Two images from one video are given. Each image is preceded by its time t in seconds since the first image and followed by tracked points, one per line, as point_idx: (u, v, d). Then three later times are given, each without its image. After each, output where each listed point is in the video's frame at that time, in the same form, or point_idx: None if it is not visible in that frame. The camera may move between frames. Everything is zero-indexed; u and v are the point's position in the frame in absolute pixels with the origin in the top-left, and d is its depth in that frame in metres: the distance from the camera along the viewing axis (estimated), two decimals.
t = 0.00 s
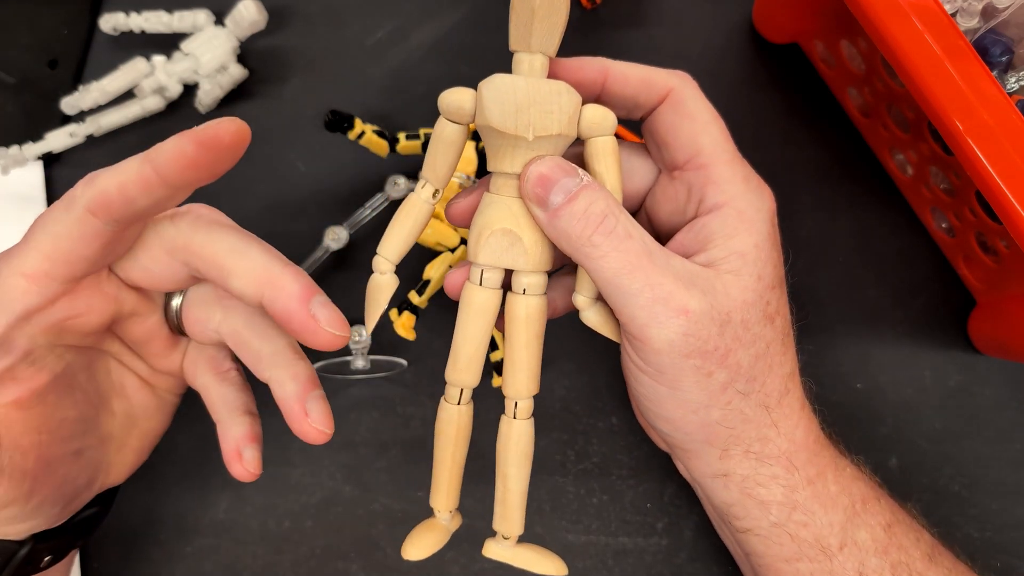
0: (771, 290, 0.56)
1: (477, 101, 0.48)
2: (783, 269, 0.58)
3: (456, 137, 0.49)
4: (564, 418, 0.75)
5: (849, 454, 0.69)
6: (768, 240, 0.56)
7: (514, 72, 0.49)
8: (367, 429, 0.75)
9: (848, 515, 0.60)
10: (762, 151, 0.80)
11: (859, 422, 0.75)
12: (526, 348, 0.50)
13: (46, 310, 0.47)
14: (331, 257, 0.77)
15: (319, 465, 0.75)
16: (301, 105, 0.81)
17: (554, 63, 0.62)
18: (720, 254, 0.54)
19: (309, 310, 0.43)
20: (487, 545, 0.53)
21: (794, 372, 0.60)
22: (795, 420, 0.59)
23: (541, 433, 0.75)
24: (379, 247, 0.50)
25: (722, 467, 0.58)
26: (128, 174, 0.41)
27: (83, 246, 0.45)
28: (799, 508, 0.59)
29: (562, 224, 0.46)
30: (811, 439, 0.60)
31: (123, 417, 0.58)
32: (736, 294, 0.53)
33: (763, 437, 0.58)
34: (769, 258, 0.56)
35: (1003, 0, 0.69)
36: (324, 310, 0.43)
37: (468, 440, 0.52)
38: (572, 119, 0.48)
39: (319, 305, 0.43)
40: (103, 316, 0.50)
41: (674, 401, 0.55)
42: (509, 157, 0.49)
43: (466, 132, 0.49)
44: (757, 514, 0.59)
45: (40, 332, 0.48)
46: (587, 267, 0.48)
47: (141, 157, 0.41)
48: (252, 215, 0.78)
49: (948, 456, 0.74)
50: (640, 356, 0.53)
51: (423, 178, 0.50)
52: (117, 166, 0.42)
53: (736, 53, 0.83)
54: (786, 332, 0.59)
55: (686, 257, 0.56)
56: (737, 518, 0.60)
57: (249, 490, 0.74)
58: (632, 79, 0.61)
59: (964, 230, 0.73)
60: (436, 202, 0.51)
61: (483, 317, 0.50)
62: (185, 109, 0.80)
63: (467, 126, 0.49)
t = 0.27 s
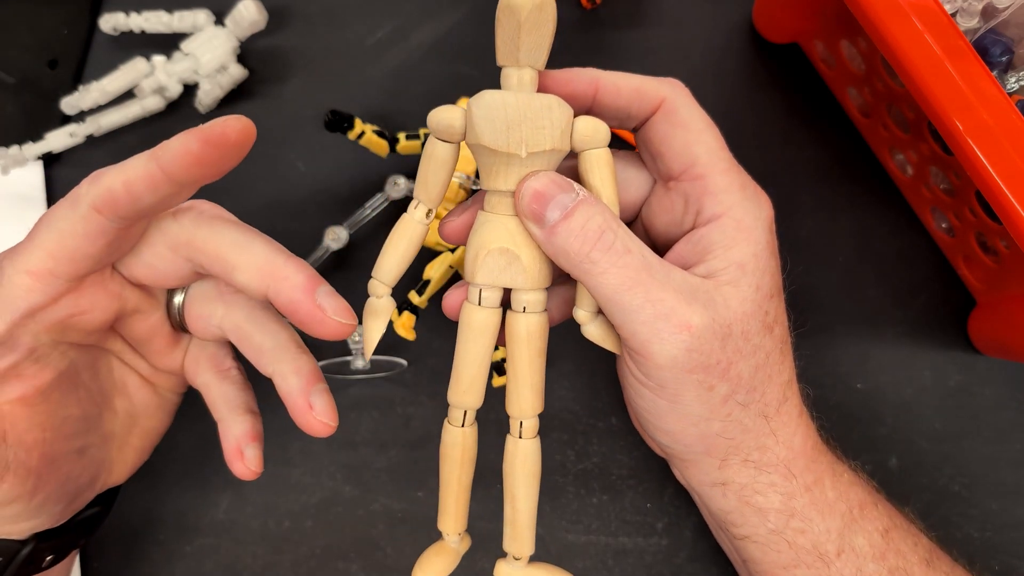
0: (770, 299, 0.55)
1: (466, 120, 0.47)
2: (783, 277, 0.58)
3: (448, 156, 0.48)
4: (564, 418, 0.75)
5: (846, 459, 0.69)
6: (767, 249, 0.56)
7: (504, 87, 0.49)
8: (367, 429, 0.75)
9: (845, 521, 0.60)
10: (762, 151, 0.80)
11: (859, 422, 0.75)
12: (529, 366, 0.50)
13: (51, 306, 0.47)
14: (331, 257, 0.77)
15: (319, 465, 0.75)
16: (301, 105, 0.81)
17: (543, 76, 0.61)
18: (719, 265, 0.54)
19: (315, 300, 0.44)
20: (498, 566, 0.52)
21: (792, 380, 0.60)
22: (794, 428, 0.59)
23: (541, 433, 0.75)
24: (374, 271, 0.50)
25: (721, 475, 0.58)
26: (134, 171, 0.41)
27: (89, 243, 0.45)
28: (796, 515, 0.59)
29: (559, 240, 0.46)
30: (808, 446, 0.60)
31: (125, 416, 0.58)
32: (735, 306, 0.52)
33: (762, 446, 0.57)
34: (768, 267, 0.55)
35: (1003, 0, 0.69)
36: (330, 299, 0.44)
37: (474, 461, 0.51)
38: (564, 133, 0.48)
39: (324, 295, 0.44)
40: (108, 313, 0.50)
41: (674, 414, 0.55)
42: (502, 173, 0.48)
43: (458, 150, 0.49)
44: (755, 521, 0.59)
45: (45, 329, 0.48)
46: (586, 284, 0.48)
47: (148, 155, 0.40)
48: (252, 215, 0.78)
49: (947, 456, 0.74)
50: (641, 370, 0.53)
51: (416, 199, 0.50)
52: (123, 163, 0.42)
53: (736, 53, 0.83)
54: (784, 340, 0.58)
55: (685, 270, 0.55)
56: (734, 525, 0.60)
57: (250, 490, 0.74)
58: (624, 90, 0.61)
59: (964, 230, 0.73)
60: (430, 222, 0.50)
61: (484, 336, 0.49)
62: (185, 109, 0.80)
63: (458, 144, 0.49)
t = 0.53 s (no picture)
0: (746, 313, 0.55)
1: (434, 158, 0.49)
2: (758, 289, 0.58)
3: (418, 194, 0.50)
4: (564, 418, 0.75)
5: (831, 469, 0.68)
6: (740, 263, 0.56)
7: (467, 121, 0.51)
8: (367, 429, 0.75)
9: (833, 534, 0.60)
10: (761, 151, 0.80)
11: (859, 422, 0.75)
12: (517, 393, 0.51)
13: (60, 260, 0.51)
14: (331, 257, 0.77)
15: (319, 465, 0.75)
16: (302, 105, 0.81)
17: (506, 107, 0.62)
18: (693, 281, 0.54)
19: (292, 242, 0.51)
20: None
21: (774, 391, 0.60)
22: (776, 440, 0.59)
23: (541, 433, 0.75)
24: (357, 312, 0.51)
25: (706, 491, 0.58)
26: (142, 125, 0.47)
27: (95, 193, 0.49)
28: (783, 528, 0.59)
29: (531, 262, 0.47)
30: (793, 458, 0.61)
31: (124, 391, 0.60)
32: (711, 321, 0.52)
33: (745, 460, 0.57)
34: (743, 281, 0.56)
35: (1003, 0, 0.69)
36: (305, 244, 0.51)
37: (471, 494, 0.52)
38: (531, 160, 0.50)
39: (300, 238, 0.51)
40: (110, 267, 0.54)
41: (656, 433, 0.55)
42: (472, 207, 0.50)
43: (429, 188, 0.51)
44: (743, 535, 0.59)
45: (56, 280, 0.52)
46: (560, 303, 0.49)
47: (156, 110, 0.46)
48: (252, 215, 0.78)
49: (948, 456, 0.74)
50: (621, 390, 0.53)
51: (392, 238, 0.51)
52: (133, 119, 0.48)
53: (736, 53, 0.83)
54: (763, 352, 0.58)
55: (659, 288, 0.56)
56: (723, 539, 0.60)
57: (249, 490, 0.74)
58: (586, 114, 0.62)
59: (964, 230, 0.72)
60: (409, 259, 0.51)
61: (470, 369, 0.51)
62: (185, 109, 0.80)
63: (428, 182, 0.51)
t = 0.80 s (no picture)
0: (753, 314, 0.55)
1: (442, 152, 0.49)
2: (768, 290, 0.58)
3: (423, 191, 0.50)
4: (564, 419, 0.75)
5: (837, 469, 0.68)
6: (750, 263, 0.56)
7: (475, 118, 0.51)
8: (367, 429, 0.75)
9: (838, 536, 0.60)
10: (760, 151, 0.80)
11: (859, 422, 0.75)
12: (524, 396, 0.51)
13: (90, 257, 0.57)
14: (331, 257, 0.77)
15: (319, 465, 0.75)
16: (302, 105, 0.81)
17: (515, 102, 0.61)
18: (701, 282, 0.54)
19: (300, 279, 0.58)
20: None
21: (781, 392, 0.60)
22: (783, 442, 0.59)
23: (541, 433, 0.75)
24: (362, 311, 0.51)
25: (711, 492, 0.58)
26: (196, 158, 0.54)
27: (134, 205, 0.56)
28: (788, 530, 0.59)
29: (540, 261, 0.47)
30: (799, 460, 0.61)
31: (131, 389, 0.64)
32: (719, 322, 0.53)
33: (750, 462, 0.57)
34: (751, 282, 0.56)
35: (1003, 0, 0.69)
36: (311, 284, 0.58)
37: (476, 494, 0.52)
38: (538, 159, 0.50)
39: (308, 278, 0.58)
40: (135, 269, 0.61)
41: (661, 434, 0.55)
42: (479, 204, 0.50)
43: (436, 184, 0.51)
44: (747, 537, 0.59)
45: (83, 273, 0.58)
46: (568, 304, 0.49)
47: (218, 150, 0.54)
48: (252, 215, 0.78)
49: (947, 456, 0.74)
50: (626, 390, 0.54)
51: (397, 237, 0.51)
52: (190, 149, 0.55)
53: (736, 53, 0.83)
54: (770, 355, 0.58)
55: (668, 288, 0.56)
56: (726, 540, 0.60)
57: (249, 490, 0.74)
58: (595, 110, 0.61)
59: (964, 230, 0.72)
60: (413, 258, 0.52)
61: (477, 368, 0.51)
62: (185, 109, 0.80)
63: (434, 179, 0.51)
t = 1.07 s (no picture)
0: (756, 309, 0.56)
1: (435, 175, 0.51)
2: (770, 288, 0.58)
3: (427, 222, 0.52)
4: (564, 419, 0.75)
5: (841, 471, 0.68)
6: (753, 259, 0.57)
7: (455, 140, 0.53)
8: (367, 429, 0.75)
9: (839, 535, 0.60)
10: (760, 151, 0.80)
11: (859, 422, 0.75)
12: (577, 389, 0.50)
13: (103, 230, 0.60)
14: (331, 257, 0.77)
15: (319, 465, 0.75)
16: (302, 105, 0.81)
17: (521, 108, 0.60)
18: (703, 274, 0.55)
19: (313, 255, 0.60)
20: None
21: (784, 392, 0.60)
22: (782, 439, 0.59)
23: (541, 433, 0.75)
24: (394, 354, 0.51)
25: (709, 487, 0.58)
26: (207, 136, 0.56)
27: (146, 180, 0.58)
28: (788, 529, 0.59)
29: (544, 240, 0.48)
30: (799, 459, 0.61)
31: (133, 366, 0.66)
32: (719, 315, 0.53)
33: (749, 458, 0.57)
34: (754, 278, 0.56)
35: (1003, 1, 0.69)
36: (323, 260, 0.61)
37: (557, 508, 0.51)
38: (527, 162, 0.52)
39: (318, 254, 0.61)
40: (144, 246, 0.63)
41: (657, 424, 0.55)
42: (487, 216, 0.51)
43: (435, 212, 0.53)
44: (746, 535, 0.59)
45: (96, 246, 0.61)
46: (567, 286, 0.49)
47: (230, 129, 0.56)
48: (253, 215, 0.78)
49: (947, 456, 0.74)
50: (623, 378, 0.54)
51: (410, 274, 0.52)
52: (203, 128, 0.57)
53: (736, 53, 0.83)
54: (772, 351, 0.58)
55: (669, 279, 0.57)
56: (725, 538, 0.60)
57: (249, 490, 0.74)
58: (600, 111, 0.61)
59: (964, 230, 0.72)
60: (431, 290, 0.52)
61: (522, 373, 0.50)
62: (185, 109, 0.80)
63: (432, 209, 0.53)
